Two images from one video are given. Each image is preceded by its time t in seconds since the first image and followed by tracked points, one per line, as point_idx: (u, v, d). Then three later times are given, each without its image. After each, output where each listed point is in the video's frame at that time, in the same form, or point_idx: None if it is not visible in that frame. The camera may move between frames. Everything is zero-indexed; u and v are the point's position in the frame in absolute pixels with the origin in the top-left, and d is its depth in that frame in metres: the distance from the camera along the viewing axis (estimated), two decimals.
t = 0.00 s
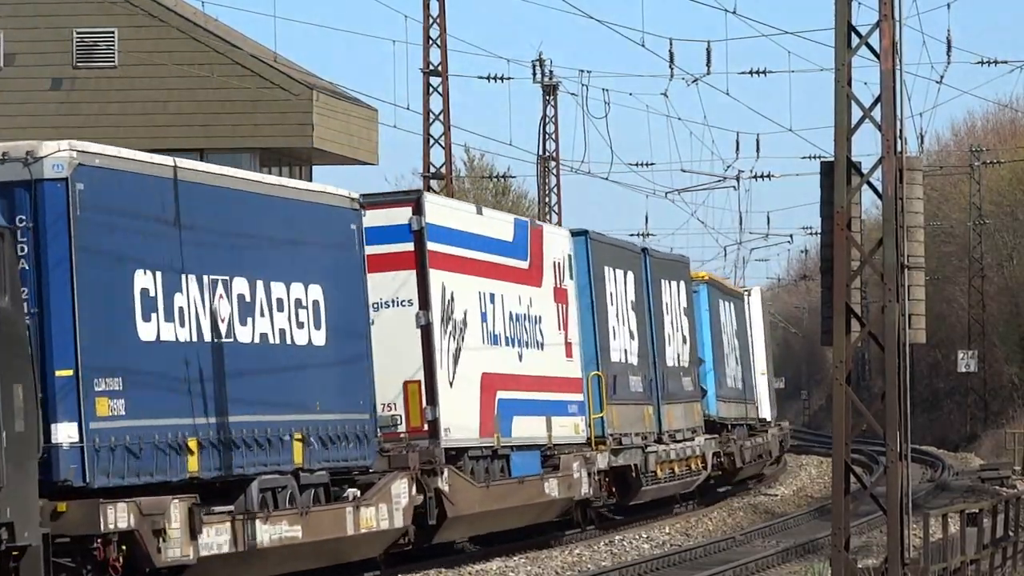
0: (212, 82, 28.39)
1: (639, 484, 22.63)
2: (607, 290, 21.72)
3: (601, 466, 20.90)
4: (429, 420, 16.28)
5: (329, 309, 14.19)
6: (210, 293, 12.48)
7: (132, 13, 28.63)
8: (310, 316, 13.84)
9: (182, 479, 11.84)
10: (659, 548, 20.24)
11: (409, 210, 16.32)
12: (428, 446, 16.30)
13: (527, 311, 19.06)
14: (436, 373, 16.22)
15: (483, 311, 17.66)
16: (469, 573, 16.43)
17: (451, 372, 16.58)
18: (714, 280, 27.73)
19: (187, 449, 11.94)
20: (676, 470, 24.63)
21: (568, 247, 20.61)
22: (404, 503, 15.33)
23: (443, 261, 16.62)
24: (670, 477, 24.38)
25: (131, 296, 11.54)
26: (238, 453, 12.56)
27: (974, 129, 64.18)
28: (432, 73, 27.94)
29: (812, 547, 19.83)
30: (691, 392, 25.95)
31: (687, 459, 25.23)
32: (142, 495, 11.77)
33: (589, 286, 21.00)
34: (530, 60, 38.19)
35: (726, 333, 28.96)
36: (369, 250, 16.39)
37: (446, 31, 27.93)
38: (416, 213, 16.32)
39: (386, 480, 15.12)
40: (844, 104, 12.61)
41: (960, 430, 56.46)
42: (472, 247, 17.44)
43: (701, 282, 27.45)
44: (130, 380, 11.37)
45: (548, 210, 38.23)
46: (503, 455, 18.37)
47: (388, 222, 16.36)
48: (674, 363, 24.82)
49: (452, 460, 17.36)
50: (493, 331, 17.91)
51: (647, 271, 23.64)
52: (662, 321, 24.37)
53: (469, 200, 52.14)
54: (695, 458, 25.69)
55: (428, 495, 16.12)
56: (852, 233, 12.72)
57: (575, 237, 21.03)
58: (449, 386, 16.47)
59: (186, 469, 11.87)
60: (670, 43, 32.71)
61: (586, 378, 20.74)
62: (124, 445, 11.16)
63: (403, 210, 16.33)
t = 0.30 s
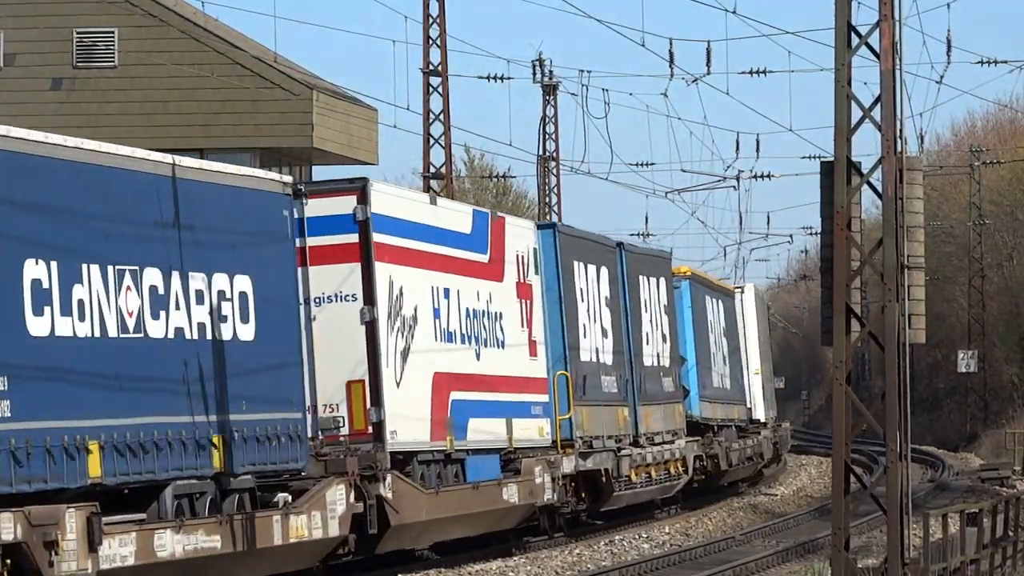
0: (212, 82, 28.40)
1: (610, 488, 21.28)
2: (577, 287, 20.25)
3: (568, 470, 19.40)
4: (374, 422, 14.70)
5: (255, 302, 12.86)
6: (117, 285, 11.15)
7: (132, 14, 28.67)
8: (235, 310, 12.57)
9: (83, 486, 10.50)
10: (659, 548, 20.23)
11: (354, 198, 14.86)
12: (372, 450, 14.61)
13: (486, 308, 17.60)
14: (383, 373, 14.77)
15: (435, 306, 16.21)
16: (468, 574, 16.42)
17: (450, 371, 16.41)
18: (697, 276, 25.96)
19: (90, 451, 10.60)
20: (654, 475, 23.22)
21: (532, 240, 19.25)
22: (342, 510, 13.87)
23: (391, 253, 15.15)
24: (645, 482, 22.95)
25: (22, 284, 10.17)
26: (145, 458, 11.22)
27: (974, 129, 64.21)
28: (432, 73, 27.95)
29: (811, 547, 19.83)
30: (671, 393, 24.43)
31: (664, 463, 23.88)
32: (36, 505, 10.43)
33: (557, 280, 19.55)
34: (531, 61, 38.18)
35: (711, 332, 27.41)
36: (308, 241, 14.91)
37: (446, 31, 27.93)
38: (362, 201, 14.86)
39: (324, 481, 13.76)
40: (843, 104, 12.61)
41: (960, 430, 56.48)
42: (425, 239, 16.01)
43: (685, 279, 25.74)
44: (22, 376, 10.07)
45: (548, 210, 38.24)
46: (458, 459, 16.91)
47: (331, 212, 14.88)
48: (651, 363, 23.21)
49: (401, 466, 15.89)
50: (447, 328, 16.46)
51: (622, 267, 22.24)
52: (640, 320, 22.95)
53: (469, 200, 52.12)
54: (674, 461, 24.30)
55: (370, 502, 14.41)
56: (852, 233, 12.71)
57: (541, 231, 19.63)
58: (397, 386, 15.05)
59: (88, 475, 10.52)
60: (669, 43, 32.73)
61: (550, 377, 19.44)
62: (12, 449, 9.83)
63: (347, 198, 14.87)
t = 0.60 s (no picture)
0: (212, 82, 28.36)
1: (581, 492, 20.36)
2: (546, 282, 19.21)
3: (535, 475, 18.24)
4: (317, 426, 13.46)
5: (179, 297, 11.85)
6: (24, 277, 10.07)
7: (131, 14, 28.66)
8: (157, 307, 11.53)
9: None
10: (659, 548, 20.22)
11: (295, 187, 13.66)
12: (314, 455, 13.38)
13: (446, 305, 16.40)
14: (326, 376, 13.52)
15: (387, 303, 15.01)
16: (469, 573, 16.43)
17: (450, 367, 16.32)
18: (680, 272, 25.31)
19: None
20: (631, 477, 22.33)
21: (496, 234, 18.10)
22: (278, 520, 12.42)
23: (336, 247, 13.97)
24: (619, 485, 21.96)
25: None
26: (54, 463, 10.12)
27: (974, 129, 64.19)
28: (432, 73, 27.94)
29: (812, 547, 19.82)
30: (652, 393, 23.64)
31: (643, 465, 23.00)
32: None
33: (524, 275, 18.58)
34: (530, 61, 38.17)
35: (697, 330, 26.66)
36: (246, 234, 13.73)
37: (446, 31, 27.94)
38: (303, 192, 13.65)
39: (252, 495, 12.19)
40: (844, 104, 12.61)
41: (960, 430, 56.50)
42: (375, 231, 14.80)
43: (667, 274, 25.13)
44: None
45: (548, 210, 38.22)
46: (412, 463, 15.59)
47: (270, 203, 13.68)
48: (628, 361, 22.29)
49: (348, 472, 14.52)
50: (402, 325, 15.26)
51: (599, 261, 21.43)
52: (618, 317, 22.00)
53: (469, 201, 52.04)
54: (653, 464, 23.42)
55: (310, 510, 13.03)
56: (852, 233, 12.72)
57: (506, 224, 18.63)
58: (343, 388, 13.80)
59: None
60: (669, 43, 32.70)
61: (516, 378, 18.35)
62: None
63: (288, 188, 13.66)
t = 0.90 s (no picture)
0: (211, 82, 28.33)
1: (545, 498, 19.49)
2: (508, 278, 18.48)
3: (490, 481, 17.50)
4: (243, 429, 12.88)
5: (86, 292, 10.79)
6: None
7: (132, 14, 28.64)
8: (58, 300, 10.50)
9: None
10: (659, 548, 20.23)
11: (222, 175, 13.05)
12: (236, 462, 12.72)
13: (394, 303, 15.77)
14: (254, 371, 12.97)
15: (325, 297, 14.38)
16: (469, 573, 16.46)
17: (429, 371, 16.39)
18: (658, 267, 24.37)
19: None
20: (601, 482, 21.56)
21: (452, 225, 17.40)
22: (194, 530, 11.82)
23: (262, 235, 13.29)
24: (588, 490, 21.14)
25: None
26: None
27: (974, 129, 64.21)
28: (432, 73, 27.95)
29: (812, 547, 19.84)
30: (627, 394, 22.66)
31: (616, 468, 22.23)
32: None
33: (484, 270, 17.84)
34: (530, 61, 38.19)
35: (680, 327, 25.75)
36: (171, 224, 13.13)
37: (446, 31, 27.94)
38: (230, 178, 13.05)
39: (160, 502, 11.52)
40: (844, 105, 12.62)
41: (960, 430, 56.51)
42: (311, 221, 14.15)
43: (646, 270, 24.17)
44: None
45: (548, 210, 38.23)
46: (351, 470, 14.91)
47: (196, 190, 13.06)
48: (601, 361, 21.46)
49: (280, 478, 13.92)
50: (341, 322, 14.67)
51: (565, 254, 20.72)
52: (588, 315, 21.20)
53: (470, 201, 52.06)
54: (628, 468, 22.65)
55: (231, 521, 12.47)
56: (852, 233, 12.72)
57: (464, 216, 17.88)
58: (274, 387, 13.26)
59: None
60: (669, 43, 32.70)
61: (472, 378, 17.63)
62: None
63: (214, 174, 13.04)
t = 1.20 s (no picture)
0: (212, 82, 28.36)
1: (507, 504, 18.46)
2: (467, 274, 17.48)
3: (445, 486, 16.48)
4: (166, 431, 11.75)
5: None
6: None
7: (132, 14, 28.65)
8: None
9: None
10: (659, 548, 20.23)
11: (145, 159, 11.91)
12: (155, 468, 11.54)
13: (337, 297, 14.67)
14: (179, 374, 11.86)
15: (261, 290, 13.30)
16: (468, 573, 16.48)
17: (416, 374, 16.35)
18: (639, 263, 23.76)
19: None
20: (572, 487, 20.60)
21: (406, 216, 16.41)
22: (106, 541, 10.51)
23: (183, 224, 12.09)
24: (555, 495, 20.14)
25: None
26: None
27: (974, 129, 64.23)
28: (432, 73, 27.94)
29: (812, 547, 19.84)
30: (603, 395, 21.80)
31: (588, 473, 21.28)
32: None
33: (441, 267, 16.82)
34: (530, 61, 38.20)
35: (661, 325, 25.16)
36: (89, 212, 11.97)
37: (446, 31, 27.94)
38: (154, 164, 11.91)
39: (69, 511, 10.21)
40: (843, 104, 12.63)
41: (960, 429, 56.51)
42: (241, 210, 12.99)
43: (625, 266, 23.61)
44: None
45: (548, 210, 38.24)
46: (292, 474, 13.84)
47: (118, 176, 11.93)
48: (573, 361, 20.56)
49: (208, 484, 12.84)
50: (279, 317, 13.56)
51: (534, 250, 19.83)
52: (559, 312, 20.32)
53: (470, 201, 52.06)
54: (600, 472, 21.71)
55: (151, 529, 11.18)
56: (852, 233, 12.72)
57: (421, 207, 16.83)
58: (201, 389, 12.14)
59: None
60: (669, 43, 32.70)
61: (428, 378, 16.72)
62: None
63: (137, 159, 11.91)
